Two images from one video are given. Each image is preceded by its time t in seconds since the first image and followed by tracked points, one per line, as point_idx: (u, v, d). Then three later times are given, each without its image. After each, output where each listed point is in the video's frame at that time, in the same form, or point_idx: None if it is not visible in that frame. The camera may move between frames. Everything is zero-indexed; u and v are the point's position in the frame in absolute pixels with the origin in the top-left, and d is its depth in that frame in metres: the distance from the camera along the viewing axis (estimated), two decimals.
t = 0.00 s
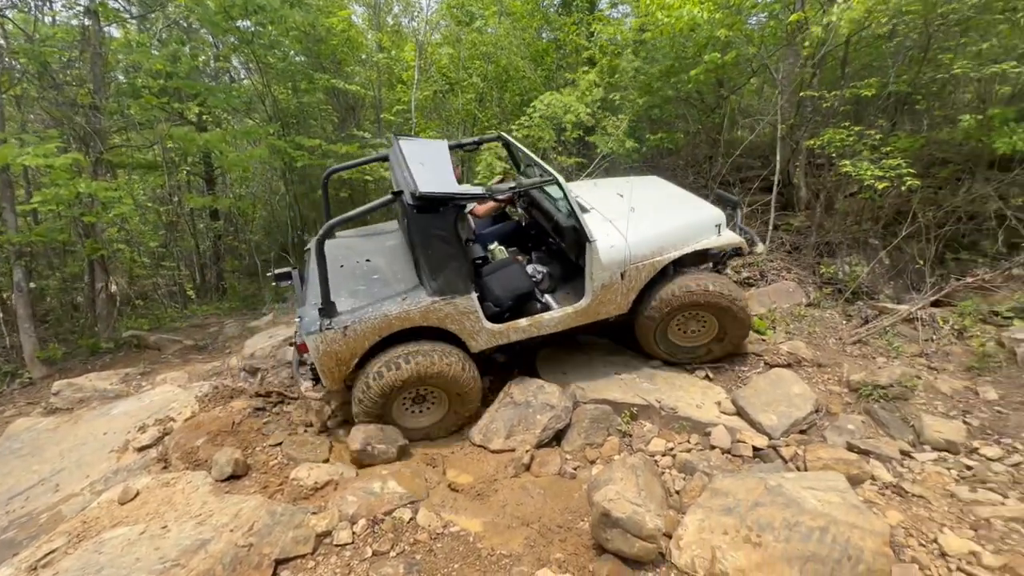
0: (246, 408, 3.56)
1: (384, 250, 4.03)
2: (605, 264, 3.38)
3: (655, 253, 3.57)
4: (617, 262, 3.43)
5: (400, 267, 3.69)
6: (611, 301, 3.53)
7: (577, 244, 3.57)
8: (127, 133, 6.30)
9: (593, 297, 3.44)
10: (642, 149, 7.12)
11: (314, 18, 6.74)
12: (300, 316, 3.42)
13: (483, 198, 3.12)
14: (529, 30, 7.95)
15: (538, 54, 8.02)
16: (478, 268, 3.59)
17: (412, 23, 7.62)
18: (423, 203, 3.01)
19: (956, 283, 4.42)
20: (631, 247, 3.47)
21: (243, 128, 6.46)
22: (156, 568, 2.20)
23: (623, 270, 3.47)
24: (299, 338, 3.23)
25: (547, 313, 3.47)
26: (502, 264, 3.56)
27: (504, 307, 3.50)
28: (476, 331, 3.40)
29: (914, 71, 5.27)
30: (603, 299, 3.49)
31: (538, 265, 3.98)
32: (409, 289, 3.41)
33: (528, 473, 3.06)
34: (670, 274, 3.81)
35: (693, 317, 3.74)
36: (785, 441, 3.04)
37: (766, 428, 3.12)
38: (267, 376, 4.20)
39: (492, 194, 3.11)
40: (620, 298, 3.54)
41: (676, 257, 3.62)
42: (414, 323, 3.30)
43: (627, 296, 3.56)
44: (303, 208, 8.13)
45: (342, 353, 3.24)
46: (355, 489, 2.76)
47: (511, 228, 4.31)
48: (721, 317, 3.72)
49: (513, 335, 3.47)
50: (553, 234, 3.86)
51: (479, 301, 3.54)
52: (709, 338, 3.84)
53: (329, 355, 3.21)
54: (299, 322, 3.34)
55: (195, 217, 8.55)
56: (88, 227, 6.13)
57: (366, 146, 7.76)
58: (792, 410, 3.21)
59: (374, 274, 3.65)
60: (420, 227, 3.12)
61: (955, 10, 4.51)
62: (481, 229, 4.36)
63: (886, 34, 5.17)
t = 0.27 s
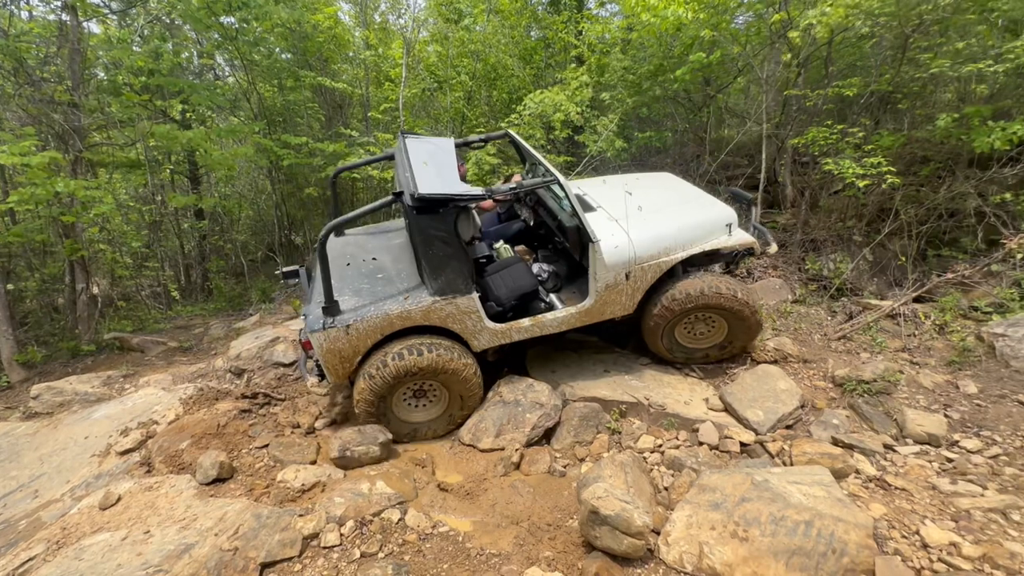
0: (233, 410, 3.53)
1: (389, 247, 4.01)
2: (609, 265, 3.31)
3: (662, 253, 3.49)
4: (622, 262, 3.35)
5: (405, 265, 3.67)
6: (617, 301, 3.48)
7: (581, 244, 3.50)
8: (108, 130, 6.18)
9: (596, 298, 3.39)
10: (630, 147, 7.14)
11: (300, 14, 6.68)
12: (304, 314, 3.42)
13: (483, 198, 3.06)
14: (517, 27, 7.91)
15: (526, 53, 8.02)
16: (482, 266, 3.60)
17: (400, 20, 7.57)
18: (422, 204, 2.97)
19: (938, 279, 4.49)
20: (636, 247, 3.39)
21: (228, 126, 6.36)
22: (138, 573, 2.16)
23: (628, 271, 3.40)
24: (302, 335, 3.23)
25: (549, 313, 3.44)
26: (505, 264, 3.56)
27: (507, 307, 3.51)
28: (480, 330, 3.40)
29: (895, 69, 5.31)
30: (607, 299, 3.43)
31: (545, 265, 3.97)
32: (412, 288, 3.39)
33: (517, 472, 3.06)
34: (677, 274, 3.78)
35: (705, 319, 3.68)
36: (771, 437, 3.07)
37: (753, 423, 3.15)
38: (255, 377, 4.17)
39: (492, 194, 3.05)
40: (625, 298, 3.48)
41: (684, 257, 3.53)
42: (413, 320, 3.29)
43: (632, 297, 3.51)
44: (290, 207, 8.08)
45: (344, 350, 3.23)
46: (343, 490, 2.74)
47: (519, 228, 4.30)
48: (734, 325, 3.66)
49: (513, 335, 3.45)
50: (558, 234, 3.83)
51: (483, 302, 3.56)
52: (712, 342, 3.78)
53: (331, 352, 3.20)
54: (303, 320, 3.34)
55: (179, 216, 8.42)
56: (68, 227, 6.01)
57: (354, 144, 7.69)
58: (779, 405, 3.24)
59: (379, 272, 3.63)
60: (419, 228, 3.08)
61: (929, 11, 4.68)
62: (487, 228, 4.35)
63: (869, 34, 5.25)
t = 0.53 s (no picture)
0: (224, 412, 3.50)
1: (389, 243, 4.00)
2: (604, 262, 3.32)
3: (658, 251, 3.49)
4: (617, 259, 3.36)
5: (403, 259, 3.66)
6: (613, 299, 3.48)
7: (577, 241, 3.50)
8: (94, 130, 6.10)
9: (592, 295, 3.40)
10: (622, 147, 7.16)
11: (289, 13, 6.63)
12: (302, 307, 3.42)
13: (478, 192, 3.07)
14: (509, 27, 7.90)
15: (518, 52, 8.02)
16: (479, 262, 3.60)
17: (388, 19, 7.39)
18: (417, 197, 2.98)
19: (925, 278, 4.54)
20: (632, 245, 3.40)
21: (217, 125, 6.30)
22: None
23: (624, 269, 3.41)
24: (299, 326, 3.23)
25: (545, 310, 3.44)
26: (502, 260, 3.58)
27: (502, 303, 3.52)
28: (475, 325, 3.38)
29: (882, 71, 5.32)
30: (603, 296, 3.44)
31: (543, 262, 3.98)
32: (409, 281, 3.39)
33: (510, 473, 3.06)
34: (677, 273, 3.78)
35: (707, 320, 3.68)
36: (762, 435, 3.09)
37: (744, 422, 3.17)
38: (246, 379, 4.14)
39: (487, 188, 3.06)
40: (621, 296, 3.49)
41: (681, 256, 3.53)
42: (407, 314, 3.28)
43: (629, 294, 3.51)
44: (281, 207, 8.04)
45: (340, 342, 3.22)
46: (334, 493, 2.73)
47: (519, 227, 4.30)
48: (734, 328, 3.67)
49: (509, 332, 3.44)
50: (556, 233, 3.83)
51: (479, 297, 3.59)
52: (708, 344, 3.77)
53: (327, 343, 3.19)
54: (300, 313, 3.34)
55: (168, 216, 8.33)
56: (53, 228, 5.93)
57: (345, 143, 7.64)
58: (769, 404, 3.27)
59: (377, 266, 3.62)
60: (414, 221, 3.09)
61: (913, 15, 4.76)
62: (487, 227, 4.36)
63: (857, 35, 5.30)
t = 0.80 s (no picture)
0: (217, 415, 3.47)
1: (384, 246, 3.98)
2: (599, 262, 3.32)
3: (654, 250, 3.50)
4: (612, 259, 3.36)
5: (397, 263, 3.65)
6: (609, 299, 3.47)
7: (571, 241, 3.50)
8: (85, 130, 6.05)
9: (587, 295, 3.40)
10: (617, 148, 7.17)
11: (283, 12, 6.60)
12: (296, 313, 3.42)
13: (469, 193, 3.07)
14: (503, 27, 7.89)
15: (513, 53, 8.01)
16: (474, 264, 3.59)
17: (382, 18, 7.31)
18: (409, 199, 2.99)
19: (917, 278, 4.57)
20: (627, 244, 3.40)
21: (210, 125, 6.25)
22: None
23: (620, 268, 3.41)
24: (292, 333, 3.23)
25: (540, 311, 3.44)
26: (497, 263, 3.58)
27: (498, 305, 3.51)
28: (469, 328, 3.37)
29: (874, 71, 5.37)
30: (599, 296, 3.44)
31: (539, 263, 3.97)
32: (402, 285, 3.38)
33: (506, 474, 3.05)
34: (675, 273, 3.79)
35: (709, 320, 3.69)
36: (757, 435, 3.10)
37: (739, 422, 3.17)
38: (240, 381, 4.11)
39: (477, 189, 3.06)
40: (617, 296, 3.49)
41: (676, 254, 3.54)
42: (400, 317, 3.27)
43: (625, 294, 3.51)
44: (274, 208, 8.00)
45: (334, 348, 3.21)
46: (329, 496, 2.71)
47: (514, 228, 4.30)
48: (730, 332, 3.69)
49: (503, 335, 3.43)
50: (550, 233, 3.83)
51: (473, 299, 3.57)
52: (700, 344, 3.76)
53: (321, 349, 3.19)
54: (294, 319, 3.34)
55: (160, 218, 8.26)
56: (43, 229, 5.87)
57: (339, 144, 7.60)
58: (764, 404, 3.28)
59: (371, 270, 3.61)
60: (406, 224, 3.09)
61: (904, 17, 4.79)
62: (483, 229, 4.36)
63: (850, 37, 5.33)
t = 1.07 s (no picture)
0: (212, 416, 3.46)
1: (383, 247, 3.97)
2: (599, 270, 3.32)
3: (655, 258, 3.50)
4: (612, 266, 3.36)
5: (394, 265, 3.63)
6: (608, 306, 3.47)
7: (570, 248, 3.48)
8: (78, 131, 6.02)
9: (586, 302, 3.39)
10: (613, 149, 7.18)
11: (279, 13, 6.59)
12: (291, 315, 3.41)
13: (466, 199, 3.02)
14: (500, 29, 7.90)
15: (510, 54, 8.02)
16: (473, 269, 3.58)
17: (375, 19, 7.24)
18: (404, 205, 2.93)
19: (911, 278, 4.59)
20: (627, 252, 3.40)
21: (205, 126, 6.23)
22: None
23: (619, 276, 3.41)
24: (286, 335, 3.22)
25: (537, 317, 3.43)
26: (497, 265, 3.57)
27: (495, 310, 3.52)
28: (465, 333, 3.36)
29: (869, 73, 5.36)
30: (598, 303, 3.44)
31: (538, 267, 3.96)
32: (398, 289, 3.36)
33: (502, 475, 3.04)
34: (677, 280, 3.78)
35: (711, 330, 3.67)
36: (753, 435, 3.10)
37: (735, 422, 3.18)
38: (235, 383, 4.09)
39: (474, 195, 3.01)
40: (617, 304, 3.49)
41: (678, 262, 3.54)
42: (395, 322, 3.26)
43: (625, 302, 3.51)
44: (271, 209, 7.99)
45: (328, 350, 3.21)
46: (324, 497, 2.70)
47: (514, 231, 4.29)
48: (731, 345, 3.69)
49: (498, 339, 3.43)
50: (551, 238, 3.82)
51: (470, 305, 3.55)
52: (700, 354, 3.74)
53: (315, 352, 3.19)
54: (288, 321, 3.33)
55: (155, 218, 8.22)
56: (36, 230, 5.83)
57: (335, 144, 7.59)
58: (760, 404, 3.28)
59: (368, 272, 3.59)
60: (402, 230, 3.04)
61: (900, 18, 4.82)
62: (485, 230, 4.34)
63: (845, 40, 5.36)
